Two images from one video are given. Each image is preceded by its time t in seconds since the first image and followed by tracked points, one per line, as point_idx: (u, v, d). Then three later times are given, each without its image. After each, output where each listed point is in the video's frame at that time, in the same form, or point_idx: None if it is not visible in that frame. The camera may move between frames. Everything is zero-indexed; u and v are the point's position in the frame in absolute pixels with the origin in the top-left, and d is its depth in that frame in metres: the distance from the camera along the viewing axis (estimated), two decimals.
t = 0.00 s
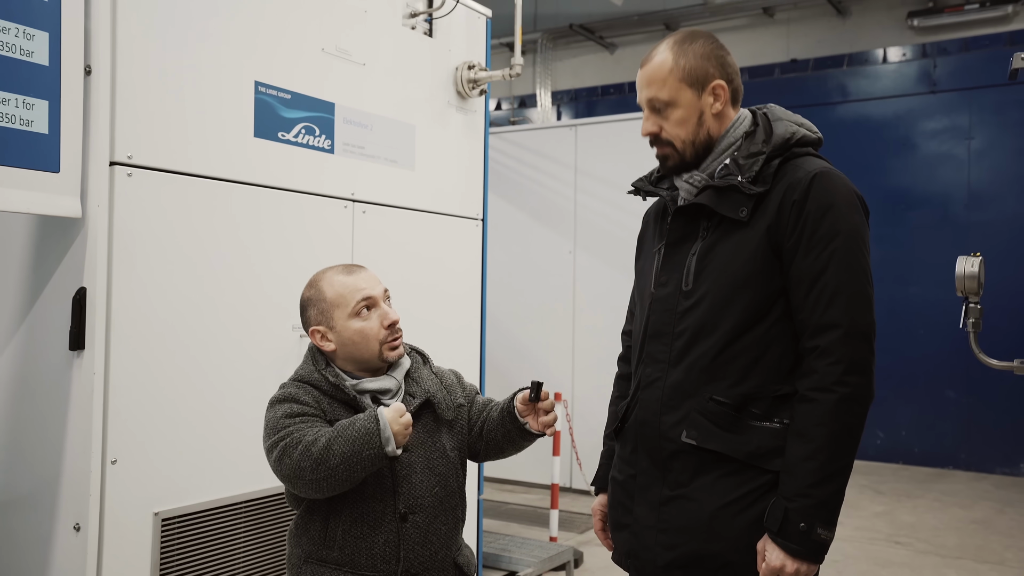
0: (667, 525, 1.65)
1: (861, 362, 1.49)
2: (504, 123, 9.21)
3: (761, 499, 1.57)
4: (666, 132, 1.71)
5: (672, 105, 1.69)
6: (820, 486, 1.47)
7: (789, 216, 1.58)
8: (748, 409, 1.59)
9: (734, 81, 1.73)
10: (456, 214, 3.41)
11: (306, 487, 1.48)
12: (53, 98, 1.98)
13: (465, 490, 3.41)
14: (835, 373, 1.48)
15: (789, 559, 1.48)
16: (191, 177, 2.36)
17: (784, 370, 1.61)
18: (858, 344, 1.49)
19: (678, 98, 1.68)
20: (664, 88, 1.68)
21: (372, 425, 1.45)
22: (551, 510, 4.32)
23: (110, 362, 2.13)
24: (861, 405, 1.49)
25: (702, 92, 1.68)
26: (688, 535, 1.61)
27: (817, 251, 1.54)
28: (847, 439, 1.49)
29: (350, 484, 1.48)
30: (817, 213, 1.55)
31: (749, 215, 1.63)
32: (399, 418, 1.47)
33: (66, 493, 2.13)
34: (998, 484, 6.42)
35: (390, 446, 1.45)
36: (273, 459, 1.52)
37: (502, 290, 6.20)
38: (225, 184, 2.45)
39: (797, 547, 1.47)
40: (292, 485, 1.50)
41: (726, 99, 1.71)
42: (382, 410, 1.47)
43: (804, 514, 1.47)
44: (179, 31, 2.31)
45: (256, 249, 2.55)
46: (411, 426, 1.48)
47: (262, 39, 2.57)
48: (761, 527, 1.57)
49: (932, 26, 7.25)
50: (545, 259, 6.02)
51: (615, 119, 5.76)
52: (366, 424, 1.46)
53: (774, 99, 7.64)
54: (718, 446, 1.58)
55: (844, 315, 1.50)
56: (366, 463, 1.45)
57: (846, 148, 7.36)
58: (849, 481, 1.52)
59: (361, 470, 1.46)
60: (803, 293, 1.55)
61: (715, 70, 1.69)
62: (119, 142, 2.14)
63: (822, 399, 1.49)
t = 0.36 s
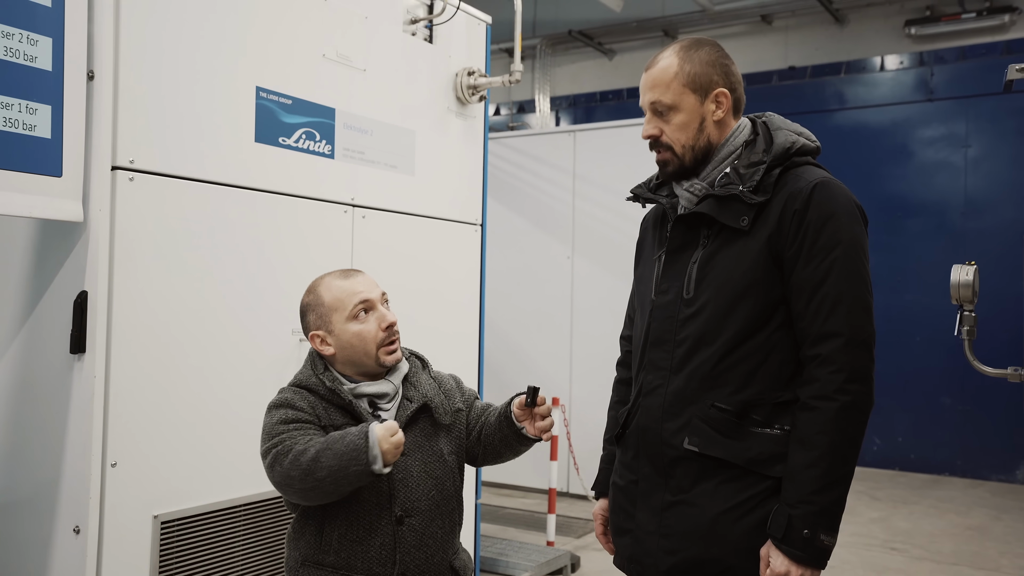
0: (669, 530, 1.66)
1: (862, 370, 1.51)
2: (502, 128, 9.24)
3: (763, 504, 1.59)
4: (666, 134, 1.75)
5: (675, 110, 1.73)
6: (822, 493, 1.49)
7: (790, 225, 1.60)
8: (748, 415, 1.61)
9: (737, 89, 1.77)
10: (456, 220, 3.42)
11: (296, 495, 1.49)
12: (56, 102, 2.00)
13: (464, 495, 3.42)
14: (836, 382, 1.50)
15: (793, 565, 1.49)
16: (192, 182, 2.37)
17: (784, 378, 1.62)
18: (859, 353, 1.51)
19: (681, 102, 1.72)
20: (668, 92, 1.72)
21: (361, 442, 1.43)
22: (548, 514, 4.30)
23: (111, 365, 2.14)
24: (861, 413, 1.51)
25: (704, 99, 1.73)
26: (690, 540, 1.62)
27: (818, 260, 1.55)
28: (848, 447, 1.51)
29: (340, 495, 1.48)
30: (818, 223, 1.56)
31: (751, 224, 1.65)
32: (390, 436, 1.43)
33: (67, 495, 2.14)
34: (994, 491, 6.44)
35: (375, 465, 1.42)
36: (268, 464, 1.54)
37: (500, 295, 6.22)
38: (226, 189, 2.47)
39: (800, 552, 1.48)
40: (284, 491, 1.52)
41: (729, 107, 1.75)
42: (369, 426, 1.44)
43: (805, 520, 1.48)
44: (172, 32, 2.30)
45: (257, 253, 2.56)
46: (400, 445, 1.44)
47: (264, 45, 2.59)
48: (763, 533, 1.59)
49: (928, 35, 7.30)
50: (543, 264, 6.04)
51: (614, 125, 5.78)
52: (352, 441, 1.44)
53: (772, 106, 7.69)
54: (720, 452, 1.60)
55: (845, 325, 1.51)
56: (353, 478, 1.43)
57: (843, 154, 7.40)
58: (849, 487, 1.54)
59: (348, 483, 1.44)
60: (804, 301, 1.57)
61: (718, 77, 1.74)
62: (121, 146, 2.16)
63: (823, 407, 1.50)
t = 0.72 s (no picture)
0: (667, 523, 1.67)
1: (859, 365, 1.52)
2: (502, 125, 9.24)
3: (761, 498, 1.60)
4: (667, 138, 1.76)
5: (675, 113, 1.74)
6: (819, 487, 1.50)
7: (790, 222, 1.61)
8: (748, 410, 1.62)
9: (735, 89, 1.78)
10: (456, 216, 3.43)
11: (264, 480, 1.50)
12: (58, 99, 2.00)
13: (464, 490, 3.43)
14: (835, 377, 1.51)
15: (790, 559, 1.50)
16: (194, 178, 2.38)
17: (784, 373, 1.64)
18: (857, 349, 1.52)
19: (681, 106, 1.73)
20: (667, 96, 1.73)
21: (309, 412, 1.43)
22: (547, 509, 4.32)
23: (113, 359, 2.16)
24: (859, 409, 1.52)
25: (703, 100, 1.74)
26: (689, 534, 1.64)
27: (818, 257, 1.56)
28: (845, 442, 1.52)
29: (301, 476, 1.47)
30: (819, 220, 1.57)
31: (752, 220, 1.66)
32: (338, 404, 1.42)
33: (69, 489, 2.15)
34: (992, 488, 6.46)
35: (320, 431, 1.41)
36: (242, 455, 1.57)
37: (499, 292, 6.23)
38: (227, 185, 2.48)
39: (798, 546, 1.50)
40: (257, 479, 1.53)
41: (728, 107, 1.76)
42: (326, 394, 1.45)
43: (802, 514, 1.50)
44: (174, 29, 2.31)
45: (258, 249, 2.57)
46: (346, 416, 1.40)
47: (265, 42, 2.59)
48: (761, 526, 1.60)
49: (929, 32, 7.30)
50: (543, 261, 6.05)
51: (614, 122, 5.79)
52: (304, 407, 1.45)
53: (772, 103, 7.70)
54: (719, 447, 1.61)
55: (844, 321, 1.52)
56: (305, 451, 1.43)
57: (843, 152, 7.40)
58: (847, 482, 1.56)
59: (302, 457, 1.43)
60: (804, 298, 1.58)
61: (716, 78, 1.75)
62: (123, 143, 2.17)
63: (822, 402, 1.51)
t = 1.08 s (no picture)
0: (666, 523, 1.67)
1: (858, 366, 1.52)
2: (503, 124, 9.24)
3: (760, 499, 1.60)
4: (667, 135, 1.76)
5: (674, 111, 1.74)
6: (817, 488, 1.50)
7: (789, 223, 1.61)
8: (746, 410, 1.62)
9: (735, 88, 1.78)
10: (456, 216, 3.44)
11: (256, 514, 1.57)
12: (59, 99, 2.01)
13: (464, 488, 3.43)
14: (833, 377, 1.51)
15: (788, 559, 1.51)
16: (194, 178, 2.38)
17: (782, 374, 1.64)
18: (856, 349, 1.53)
19: (680, 103, 1.73)
20: (667, 93, 1.74)
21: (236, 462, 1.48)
22: (547, 509, 4.31)
23: (113, 359, 2.16)
24: (858, 409, 1.53)
25: (702, 98, 1.74)
26: (688, 534, 1.64)
27: (816, 257, 1.56)
28: (844, 442, 1.52)
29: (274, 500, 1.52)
30: (817, 220, 1.57)
31: (750, 220, 1.66)
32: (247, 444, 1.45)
33: (69, 489, 2.16)
34: (993, 487, 6.46)
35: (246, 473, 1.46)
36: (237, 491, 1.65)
37: (500, 291, 6.23)
38: (226, 185, 2.48)
39: (796, 546, 1.50)
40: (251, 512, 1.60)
41: (727, 106, 1.77)
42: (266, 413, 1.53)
43: (800, 514, 1.50)
44: (175, 30, 2.31)
45: (259, 249, 2.58)
46: (250, 453, 1.43)
47: (265, 41, 2.60)
48: (760, 526, 1.61)
49: (930, 31, 7.29)
50: (543, 260, 6.05)
51: (614, 121, 5.78)
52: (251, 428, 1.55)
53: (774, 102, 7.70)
54: (717, 447, 1.61)
55: (843, 321, 1.53)
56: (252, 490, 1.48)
57: (844, 151, 7.40)
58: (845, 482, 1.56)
59: (256, 497, 1.49)
60: (802, 298, 1.58)
61: (717, 77, 1.75)
62: (123, 143, 2.17)
63: (820, 402, 1.52)
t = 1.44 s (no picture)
0: (660, 528, 1.68)
1: (851, 370, 1.53)
2: (501, 127, 9.25)
3: (753, 503, 1.61)
4: (661, 140, 1.77)
5: (668, 115, 1.75)
6: (810, 492, 1.51)
7: (782, 227, 1.62)
8: (740, 415, 1.63)
9: (730, 93, 1.79)
10: (452, 219, 3.44)
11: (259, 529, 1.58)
12: (55, 102, 2.01)
13: (459, 492, 3.42)
14: (826, 381, 1.52)
15: (782, 563, 1.51)
16: (191, 181, 2.38)
17: (775, 378, 1.64)
18: (849, 353, 1.53)
19: (674, 107, 1.74)
20: (661, 97, 1.74)
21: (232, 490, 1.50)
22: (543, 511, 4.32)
23: (108, 362, 2.16)
24: (850, 413, 1.53)
25: (697, 103, 1.74)
26: (682, 538, 1.64)
27: (809, 261, 1.57)
28: (837, 446, 1.52)
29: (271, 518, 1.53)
30: (810, 225, 1.58)
31: (743, 225, 1.66)
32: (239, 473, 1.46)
33: (64, 492, 2.15)
34: (988, 490, 6.47)
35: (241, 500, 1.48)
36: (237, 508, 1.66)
37: (497, 294, 6.23)
38: (221, 188, 2.47)
39: (789, 550, 1.50)
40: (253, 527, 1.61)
41: (722, 110, 1.77)
42: (258, 441, 1.53)
43: (792, 518, 1.50)
44: (173, 34, 2.32)
45: (255, 252, 2.58)
46: (244, 485, 1.43)
47: (262, 44, 2.60)
48: (753, 531, 1.61)
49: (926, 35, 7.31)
50: (540, 263, 6.06)
51: (611, 124, 5.79)
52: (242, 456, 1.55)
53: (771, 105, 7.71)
54: (711, 450, 1.61)
55: (836, 325, 1.53)
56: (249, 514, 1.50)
57: (840, 154, 7.41)
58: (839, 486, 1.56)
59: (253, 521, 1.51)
60: (796, 302, 1.58)
61: (711, 82, 1.76)
62: (119, 146, 2.17)
63: (813, 406, 1.52)
